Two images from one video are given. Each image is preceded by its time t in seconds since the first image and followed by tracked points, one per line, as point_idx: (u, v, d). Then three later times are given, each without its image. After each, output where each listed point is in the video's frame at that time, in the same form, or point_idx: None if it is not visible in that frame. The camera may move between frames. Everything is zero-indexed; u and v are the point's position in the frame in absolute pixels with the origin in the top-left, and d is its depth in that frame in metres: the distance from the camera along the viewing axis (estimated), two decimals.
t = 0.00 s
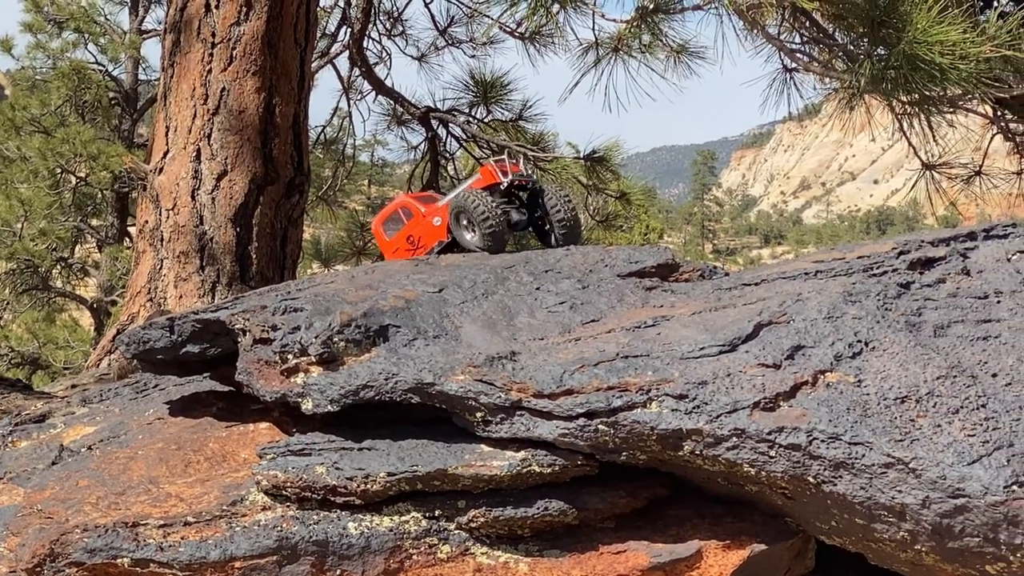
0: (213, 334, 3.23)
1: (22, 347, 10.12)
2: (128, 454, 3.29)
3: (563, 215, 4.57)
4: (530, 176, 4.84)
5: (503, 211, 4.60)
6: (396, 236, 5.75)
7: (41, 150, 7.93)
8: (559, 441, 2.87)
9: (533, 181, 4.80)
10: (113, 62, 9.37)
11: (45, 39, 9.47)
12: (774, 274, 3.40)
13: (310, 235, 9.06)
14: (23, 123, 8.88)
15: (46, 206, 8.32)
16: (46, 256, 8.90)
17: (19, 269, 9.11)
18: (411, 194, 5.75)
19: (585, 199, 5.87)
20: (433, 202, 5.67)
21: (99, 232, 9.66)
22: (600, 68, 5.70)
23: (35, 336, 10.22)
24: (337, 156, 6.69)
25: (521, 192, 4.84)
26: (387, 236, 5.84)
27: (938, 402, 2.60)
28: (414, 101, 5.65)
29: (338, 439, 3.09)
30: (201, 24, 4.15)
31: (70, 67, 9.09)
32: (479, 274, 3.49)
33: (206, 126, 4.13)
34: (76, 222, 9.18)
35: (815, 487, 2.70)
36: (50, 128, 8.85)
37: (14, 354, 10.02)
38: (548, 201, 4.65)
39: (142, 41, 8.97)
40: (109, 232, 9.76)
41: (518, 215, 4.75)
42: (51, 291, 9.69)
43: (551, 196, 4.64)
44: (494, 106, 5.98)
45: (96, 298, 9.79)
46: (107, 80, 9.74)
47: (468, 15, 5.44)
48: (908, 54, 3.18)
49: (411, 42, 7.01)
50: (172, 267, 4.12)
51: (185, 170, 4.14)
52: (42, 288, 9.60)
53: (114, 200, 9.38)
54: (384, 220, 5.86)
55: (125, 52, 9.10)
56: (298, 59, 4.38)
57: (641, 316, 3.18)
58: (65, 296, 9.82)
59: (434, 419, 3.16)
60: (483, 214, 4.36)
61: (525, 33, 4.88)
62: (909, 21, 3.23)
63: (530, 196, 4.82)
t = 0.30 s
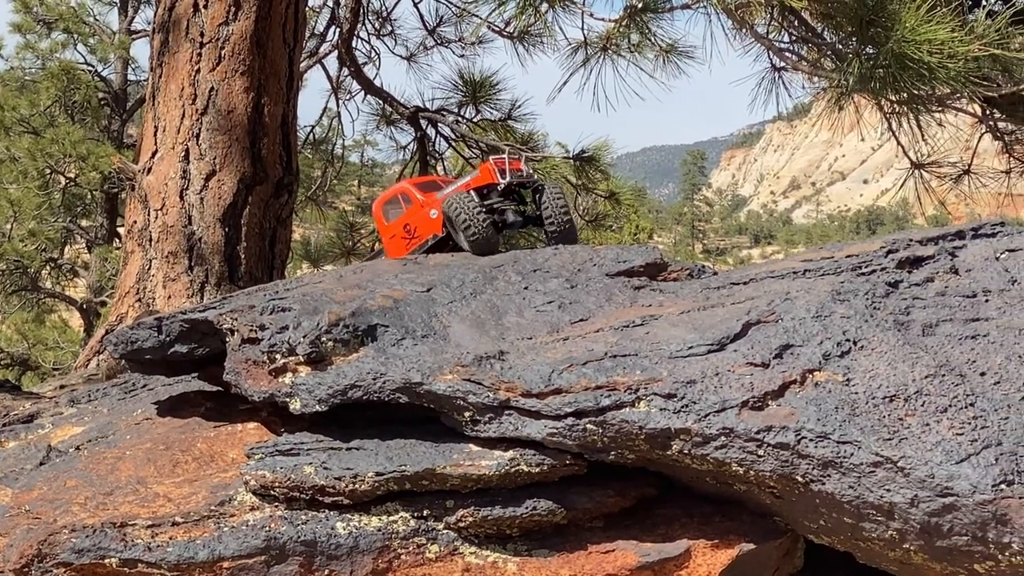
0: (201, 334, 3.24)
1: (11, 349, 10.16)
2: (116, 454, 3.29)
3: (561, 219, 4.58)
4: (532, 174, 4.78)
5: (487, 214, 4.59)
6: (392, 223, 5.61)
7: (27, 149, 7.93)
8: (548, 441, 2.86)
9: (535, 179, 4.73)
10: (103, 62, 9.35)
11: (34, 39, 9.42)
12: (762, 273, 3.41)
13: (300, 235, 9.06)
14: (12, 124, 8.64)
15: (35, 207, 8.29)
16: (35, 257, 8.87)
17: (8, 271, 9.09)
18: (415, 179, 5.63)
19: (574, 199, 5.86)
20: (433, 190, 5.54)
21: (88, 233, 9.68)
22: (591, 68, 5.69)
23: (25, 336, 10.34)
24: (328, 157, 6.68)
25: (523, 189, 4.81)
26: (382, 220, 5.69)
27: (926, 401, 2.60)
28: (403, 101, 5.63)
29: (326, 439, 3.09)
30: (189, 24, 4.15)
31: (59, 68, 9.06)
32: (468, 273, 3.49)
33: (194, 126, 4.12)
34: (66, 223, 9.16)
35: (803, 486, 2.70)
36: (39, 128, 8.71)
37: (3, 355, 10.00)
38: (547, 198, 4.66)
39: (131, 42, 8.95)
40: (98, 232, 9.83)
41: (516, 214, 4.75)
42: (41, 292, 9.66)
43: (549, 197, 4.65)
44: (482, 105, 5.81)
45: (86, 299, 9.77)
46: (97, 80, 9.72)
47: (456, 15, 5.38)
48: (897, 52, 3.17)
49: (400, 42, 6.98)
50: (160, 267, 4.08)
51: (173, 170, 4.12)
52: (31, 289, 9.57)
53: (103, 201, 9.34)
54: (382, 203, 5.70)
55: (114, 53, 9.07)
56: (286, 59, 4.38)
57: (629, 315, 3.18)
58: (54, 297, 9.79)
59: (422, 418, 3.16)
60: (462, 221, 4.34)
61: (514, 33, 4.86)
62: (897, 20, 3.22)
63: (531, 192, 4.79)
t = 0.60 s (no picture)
0: (192, 334, 3.24)
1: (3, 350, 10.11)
2: (107, 454, 3.29)
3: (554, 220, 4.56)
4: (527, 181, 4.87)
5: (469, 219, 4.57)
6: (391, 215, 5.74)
7: (20, 151, 7.73)
8: (539, 440, 2.86)
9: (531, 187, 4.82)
10: (94, 62, 9.33)
11: (26, 39, 9.39)
12: (753, 272, 3.42)
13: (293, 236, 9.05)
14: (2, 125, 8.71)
15: (26, 208, 8.27)
16: (27, 258, 8.85)
17: None
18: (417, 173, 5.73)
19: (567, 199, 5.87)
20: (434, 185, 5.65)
21: (79, 234, 9.66)
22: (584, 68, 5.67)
23: (17, 337, 10.32)
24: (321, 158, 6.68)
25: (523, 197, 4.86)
26: (384, 209, 5.82)
27: (918, 400, 2.60)
28: (394, 101, 5.63)
29: (318, 439, 3.09)
30: (180, 25, 4.15)
31: (51, 69, 9.03)
32: (459, 273, 3.49)
33: (185, 126, 4.11)
34: (57, 224, 9.14)
35: (794, 485, 2.70)
36: (30, 128, 8.71)
37: None
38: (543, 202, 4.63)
39: (123, 43, 8.94)
40: (90, 233, 9.80)
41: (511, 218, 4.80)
42: (33, 292, 9.63)
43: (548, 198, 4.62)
44: (474, 105, 5.80)
45: (77, 300, 9.74)
46: (88, 81, 9.71)
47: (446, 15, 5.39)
48: (888, 52, 3.17)
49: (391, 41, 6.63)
50: (152, 268, 4.07)
51: (164, 171, 4.11)
52: (23, 290, 9.54)
53: (95, 201, 9.31)
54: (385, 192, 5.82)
55: (106, 53, 9.06)
56: (277, 59, 4.37)
57: (620, 315, 3.18)
58: (46, 297, 9.76)
59: (414, 418, 3.16)
60: (446, 228, 4.31)
61: (505, 32, 4.84)
62: (888, 19, 3.22)
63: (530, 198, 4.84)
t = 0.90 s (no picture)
0: (189, 334, 3.23)
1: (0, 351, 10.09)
2: (105, 454, 3.29)
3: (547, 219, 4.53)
4: (517, 183, 4.89)
5: (454, 221, 4.54)
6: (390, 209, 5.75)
7: (17, 152, 7.69)
8: (536, 439, 2.86)
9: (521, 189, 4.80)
10: (91, 63, 9.30)
11: (21, 40, 9.36)
12: (750, 271, 3.42)
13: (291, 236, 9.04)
14: None
15: (23, 209, 8.26)
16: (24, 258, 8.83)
17: None
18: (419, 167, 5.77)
19: (563, 199, 5.88)
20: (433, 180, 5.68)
21: (76, 234, 9.65)
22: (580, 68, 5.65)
23: (14, 338, 10.29)
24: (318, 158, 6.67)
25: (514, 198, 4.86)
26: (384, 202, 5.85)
27: (915, 398, 2.60)
28: (391, 101, 5.62)
29: (315, 439, 3.08)
30: (177, 25, 4.14)
31: (47, 69, 9.02)
32: (455, 273, 3.49)
33: (182, 126, 4.10)
34: (54, 224, 9.12)
35: (791, 483, 2.70)
36: (26, 129, 8.70)
37: None
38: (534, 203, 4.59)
39: (119, 43, 8.93)
40: (87, 233, 9.78)
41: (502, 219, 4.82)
42: (30, 293, 9.62)
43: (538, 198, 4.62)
44: (471, 104, 5.80)
45: (75, 300, 9.72)
46: (85, 81, 9.68)
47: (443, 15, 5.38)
48: (884, 50, 3.17)
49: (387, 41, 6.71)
50: (148, 268, 4.06)
51: (160, 171, 4.09)
52: (20, 291, 9.53)
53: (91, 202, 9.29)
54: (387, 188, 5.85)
55: (102, 53, 9.04)
56: (274, 59, 4.37)
57: (617, 313, 3.18)
58: (43, 298, 9.74)
59: (411, 418, 3.16)
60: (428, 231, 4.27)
61: (501, 31, 4.84)
62: (884, 18, 3.22)
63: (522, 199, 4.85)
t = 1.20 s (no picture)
0: (190, 335, 3.23)
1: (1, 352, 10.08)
2: (106, 455, 3.29)
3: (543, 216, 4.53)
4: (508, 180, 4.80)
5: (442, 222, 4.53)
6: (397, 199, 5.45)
7: (17, 153, 7.67)
8: (537, 439, 2.87)
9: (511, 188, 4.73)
10: (91, 64, 9.30)
11: (21, 41, 9.35)
12: (750, 270, 3.43)
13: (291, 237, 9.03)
14: None
15: (24, 210, 8.25)
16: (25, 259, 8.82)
17: None
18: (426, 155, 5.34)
19: (562, 199, 5.89)
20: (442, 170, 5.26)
21: (77, 235, 9.65)
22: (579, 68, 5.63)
23: (14, 338, 10.28)
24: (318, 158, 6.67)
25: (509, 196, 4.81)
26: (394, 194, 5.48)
27: (915, 397, 2.60)
28: (391, 101, 5.62)
29: (316, 439, 3.09)
30: (177, 26, 4.12)
31: (47, 70, 9.01)
32: (456, 273, 3.50)
33: (182, 127, 4.10)
34: (54, 225, 9.12)
35: (793, 483, 2.70)
36: (27, 130, 8.69)
37: None
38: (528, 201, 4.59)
39: (119, 44, 8.93)
40: (87, 234, 9.78)
41: (496, 217, 4.74)
42: (31, 293, 9.62)
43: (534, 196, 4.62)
44: (471, 104, 5.80)
45: (75, 301, 9.72)
46: (85, 82, 9.68)
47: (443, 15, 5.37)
48: (884, 49, 3.16)
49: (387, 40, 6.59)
50: (149, 269, 4.06)
51: (161, 172, 4.09)
52: (21, 292, 9.53)
53: (92, 202, 9.27)
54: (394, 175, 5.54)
55: (102, 54, 9.04)
56: (274, 60, 4.35)
57: (617, 313, 3.19)
58: (44, 299, 9.74)
59: (411, 418, 3.16)
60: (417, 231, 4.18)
61: (501, 32, 4.83)
62: (883, 17, 3.22)
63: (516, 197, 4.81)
